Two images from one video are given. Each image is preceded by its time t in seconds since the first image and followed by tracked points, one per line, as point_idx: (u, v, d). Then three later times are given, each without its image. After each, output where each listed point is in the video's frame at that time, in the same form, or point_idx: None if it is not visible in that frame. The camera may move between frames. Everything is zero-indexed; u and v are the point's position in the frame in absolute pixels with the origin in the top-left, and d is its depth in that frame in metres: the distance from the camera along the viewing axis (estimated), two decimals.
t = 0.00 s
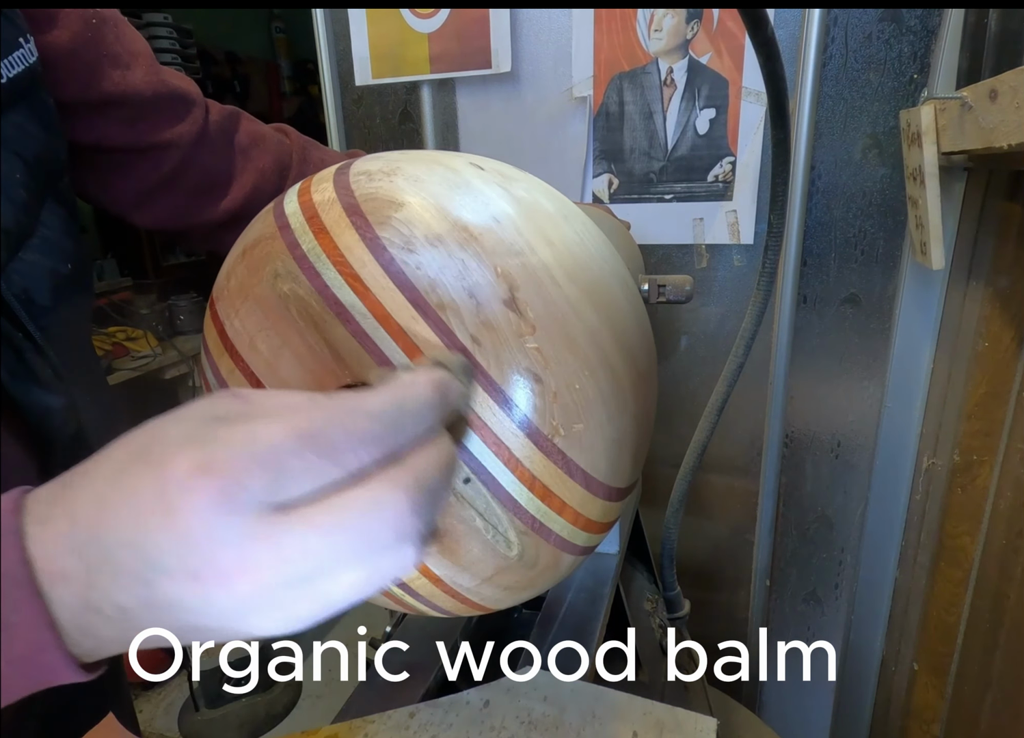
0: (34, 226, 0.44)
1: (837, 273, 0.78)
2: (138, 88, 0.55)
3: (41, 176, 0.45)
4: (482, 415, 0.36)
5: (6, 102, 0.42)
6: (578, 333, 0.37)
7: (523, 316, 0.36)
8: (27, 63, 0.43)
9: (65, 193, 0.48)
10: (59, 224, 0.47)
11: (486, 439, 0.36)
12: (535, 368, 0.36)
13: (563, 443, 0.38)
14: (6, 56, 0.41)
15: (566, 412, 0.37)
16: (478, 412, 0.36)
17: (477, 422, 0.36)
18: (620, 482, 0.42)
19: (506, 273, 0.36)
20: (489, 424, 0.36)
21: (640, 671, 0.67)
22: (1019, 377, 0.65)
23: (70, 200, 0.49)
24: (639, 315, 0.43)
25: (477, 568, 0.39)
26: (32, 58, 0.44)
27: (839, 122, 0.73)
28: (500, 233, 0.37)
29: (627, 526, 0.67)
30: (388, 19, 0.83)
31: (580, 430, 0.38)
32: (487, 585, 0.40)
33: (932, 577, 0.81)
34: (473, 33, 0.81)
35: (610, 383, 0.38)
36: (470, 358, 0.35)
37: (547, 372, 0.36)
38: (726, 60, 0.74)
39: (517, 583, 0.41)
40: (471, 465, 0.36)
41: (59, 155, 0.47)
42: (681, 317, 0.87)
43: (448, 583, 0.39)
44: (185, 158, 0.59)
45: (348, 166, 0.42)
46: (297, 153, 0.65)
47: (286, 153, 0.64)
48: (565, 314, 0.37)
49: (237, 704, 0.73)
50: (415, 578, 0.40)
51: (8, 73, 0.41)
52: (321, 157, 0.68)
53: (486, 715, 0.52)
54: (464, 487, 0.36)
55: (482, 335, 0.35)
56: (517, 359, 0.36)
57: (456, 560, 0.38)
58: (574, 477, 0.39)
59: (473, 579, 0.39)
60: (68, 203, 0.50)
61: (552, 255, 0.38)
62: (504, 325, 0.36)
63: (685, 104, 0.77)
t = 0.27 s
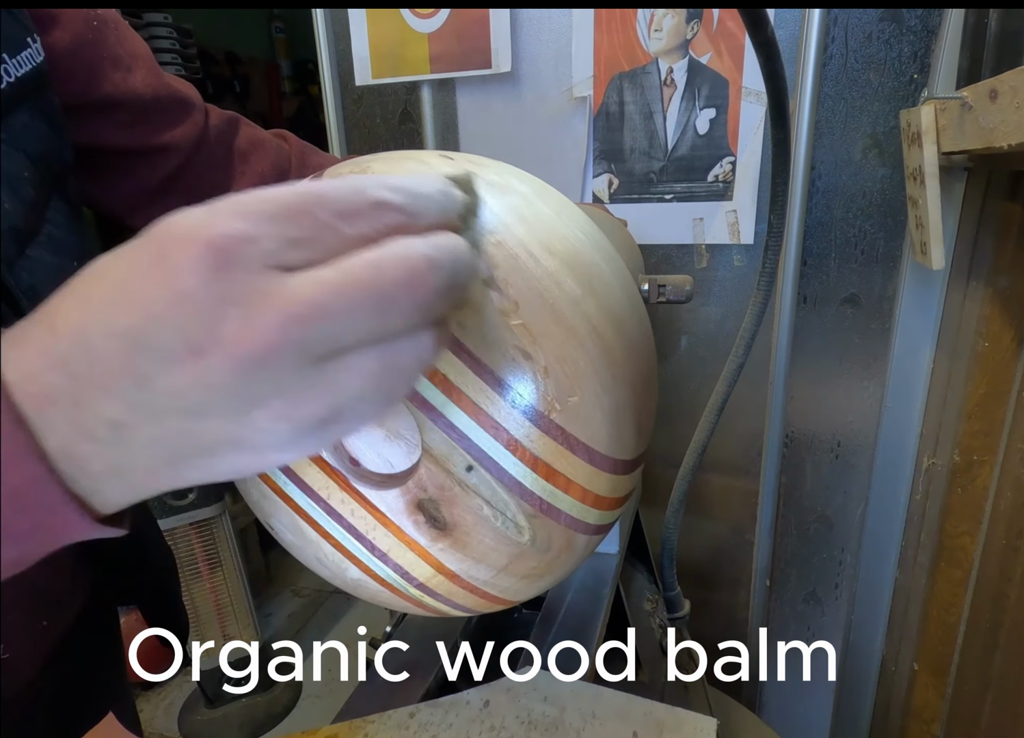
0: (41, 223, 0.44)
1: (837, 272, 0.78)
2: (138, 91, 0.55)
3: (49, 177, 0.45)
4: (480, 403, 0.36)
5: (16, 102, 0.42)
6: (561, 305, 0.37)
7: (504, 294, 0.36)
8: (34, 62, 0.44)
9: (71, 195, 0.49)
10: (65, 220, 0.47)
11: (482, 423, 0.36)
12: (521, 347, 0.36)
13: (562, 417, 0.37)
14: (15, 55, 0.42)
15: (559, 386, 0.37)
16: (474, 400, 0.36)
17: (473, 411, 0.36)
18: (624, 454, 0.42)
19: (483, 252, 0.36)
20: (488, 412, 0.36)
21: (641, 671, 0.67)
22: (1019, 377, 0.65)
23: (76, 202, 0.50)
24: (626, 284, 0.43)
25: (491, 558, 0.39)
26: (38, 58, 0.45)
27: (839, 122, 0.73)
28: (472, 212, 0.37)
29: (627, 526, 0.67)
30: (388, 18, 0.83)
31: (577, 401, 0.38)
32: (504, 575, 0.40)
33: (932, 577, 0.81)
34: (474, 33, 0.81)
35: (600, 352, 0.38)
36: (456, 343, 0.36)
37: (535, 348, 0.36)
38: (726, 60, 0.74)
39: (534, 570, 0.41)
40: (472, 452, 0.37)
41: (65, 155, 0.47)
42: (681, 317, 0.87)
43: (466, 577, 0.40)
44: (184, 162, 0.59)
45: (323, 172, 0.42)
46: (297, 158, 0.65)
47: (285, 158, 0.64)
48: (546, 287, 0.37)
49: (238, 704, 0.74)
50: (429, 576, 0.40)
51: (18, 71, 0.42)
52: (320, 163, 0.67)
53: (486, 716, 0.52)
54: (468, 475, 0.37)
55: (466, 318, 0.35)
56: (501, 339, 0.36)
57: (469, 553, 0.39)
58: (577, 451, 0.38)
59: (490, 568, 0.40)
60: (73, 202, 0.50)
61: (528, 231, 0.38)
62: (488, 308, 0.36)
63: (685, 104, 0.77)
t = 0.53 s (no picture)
0: (44, 220, 0.44)
1: (837, 272, 0.78)
2: (137, 88, 0.55)
3: (49, 174, 0.45)
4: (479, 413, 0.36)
5: (16, 98, 0.42)
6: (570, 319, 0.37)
7: (515, 306, 0.35)
8: (36, 60, 0.44)
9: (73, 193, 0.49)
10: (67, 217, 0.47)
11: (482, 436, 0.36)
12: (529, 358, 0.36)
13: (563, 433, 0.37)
14: (18, 52, 0.42)
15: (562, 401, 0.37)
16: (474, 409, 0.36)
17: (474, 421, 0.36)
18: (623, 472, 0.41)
19: (495, 262, 0.36)
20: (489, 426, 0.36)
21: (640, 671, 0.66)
22: (1019, 376, 0.65)
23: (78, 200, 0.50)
24: (634, 299, 0.43)
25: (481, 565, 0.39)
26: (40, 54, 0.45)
27: (840, 122, 0.73)
28: (485, 224, 0.37)
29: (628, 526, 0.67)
30: (388, 19, 0.83)
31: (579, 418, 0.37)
32: (493, 582, 0.41)
33: (932, 577, 0.81)
34: (474, 33, 0.81)
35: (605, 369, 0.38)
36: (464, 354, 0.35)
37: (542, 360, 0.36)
38: (726, 60, 0.74)
39: (521, 579, 0.41)
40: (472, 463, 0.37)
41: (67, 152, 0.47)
42: (681, 317, 0.87)
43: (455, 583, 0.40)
44: (183, 160, 0.59)
45: (336, 167, 0.42)
46: (296, 156, 0.65)
47: (284, 156, 0.64)
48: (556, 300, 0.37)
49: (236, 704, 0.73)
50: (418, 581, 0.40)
51: (21, 69, 0.42)
52: (321, 162, 0.67)
53: (486, 716, 0.52)
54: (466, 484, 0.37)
55: (474, 326, 0.35)
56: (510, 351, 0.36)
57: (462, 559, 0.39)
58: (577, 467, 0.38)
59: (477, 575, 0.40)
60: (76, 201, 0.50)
61: (541, 243, 0.38)
62: (495, 317, 0.35)
63: (685, 104, 0.77)
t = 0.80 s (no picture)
0: (49, 222, 0.44)
1: (837, 273, 0.78)
2: (146, 92, 0.55)
3: (53, 176, 0.45)
4: (481, 414, 0.36)
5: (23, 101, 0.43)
6: (576, 329, 0.37)
7: (520, 314, 0.36)
8: (42, 63, 0.44)
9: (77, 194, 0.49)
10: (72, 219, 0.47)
11: (485, 437, 0.36)
12: (534, 366, 0.36)
13: (562, 442, 0.38)
14: (24, 55, 0.41)
15: (565, 410, 0.37)
16: (477, 409, 0.36)
17: (477, 423, 0.36)
18: (620, 480, 0.42)
19: (503, 270, 0.36)
20: (494, 428, 0.36)
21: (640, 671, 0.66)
22: (1019, 377, 0.65)
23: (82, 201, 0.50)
24: (638, 309, 0.43)
25: (479, 567, 0.39)
26: (46, 57, 0.44)
27: (840, 122, 0.73)
28: (496, 232, 0.37)
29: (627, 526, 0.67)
30: (388, 18, 0.83)
31: (578, 428, 0.38)
32: (489, 585, 0.40)
33: (931, 577, 0.81)
34: (474, 32, 0.81)
35: (609, 380, 0.38)
36: (470, 358, 0.35)
37: (547, 369, 0.36)
38: (726, 60, 0.74)
39: (519, 583, 0.41)
40: (472, 464, 0.37)
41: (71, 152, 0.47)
42: (681, 317, 0.87)
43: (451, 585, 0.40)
44: (190, 162, 0.59)
45: (345, 166, 0.42)
46: (298, 156, 0.65)
47: (286, 156, 0.64)
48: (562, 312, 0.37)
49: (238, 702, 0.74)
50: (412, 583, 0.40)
51: (27, 72, 0.42)
52: (321, 161, 0.68)
53: (486, 716, 0.52)
54: (465, 486, 0.37)
55: (480, 333, 0.36)
56: (515, 357, 0.36)
57: (458, 560, 0.39)
58: (574, 477, 0.39)
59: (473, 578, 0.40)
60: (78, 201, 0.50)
61: (550, 252, 0.38)
62: (502, 324, 0.36)
63: (685, 104, 0.77)
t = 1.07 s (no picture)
0: (48, 227, 0.45)
1: (837, 273, 0.78)
2: (144, 96, 0.55)
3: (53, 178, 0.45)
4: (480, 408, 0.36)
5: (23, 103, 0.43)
6: (565, 309, 0.37)
7: (509, 299, 0.36)
8: (42, 68, 0.44)
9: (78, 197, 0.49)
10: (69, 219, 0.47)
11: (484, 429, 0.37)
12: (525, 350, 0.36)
13: (562, 425, 0.38)
14: (24, 60, 0.42)
15: (559, 393, 0.37)
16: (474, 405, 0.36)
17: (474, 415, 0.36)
18: (625, 459, 0.41)
19: (489, 257, 0.36)
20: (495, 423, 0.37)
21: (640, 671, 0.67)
22: (1019, 377, 0.65)
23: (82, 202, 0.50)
24: (629, 289, 0.43)
25: (487, 561, 0.40)
26: (46, 62, 0.45)
27: (839, 122, 0.73)
28: (479, 220, 0.37)
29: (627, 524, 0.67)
30: (388, 19, 0.83)
31: (577, 411, 0.38)
32: (500, 579, 0.41)
33: (932, 577, 0.81)
34: (474, 32, 0.81)
35: (602, 358, 0.38)
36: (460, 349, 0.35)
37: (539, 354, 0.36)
38: (726, 60, 0.74)
39: (529, 575, 0.41)
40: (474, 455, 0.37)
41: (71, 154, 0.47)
42: (681, 317, 0.87)
43: (460, 578, 0.40)
44: (188, 166, 0.59)
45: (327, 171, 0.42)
46: (297, 160, 0.64)
47: (285, 160, 0.63)
48: (550, 293, 0.37)
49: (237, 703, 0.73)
50: (425, 577, 0.40)
51: (27, 77, 0.42)
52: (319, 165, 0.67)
53: (485, 715, 0.52)
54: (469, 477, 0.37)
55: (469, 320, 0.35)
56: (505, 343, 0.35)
57: (467, 554, 0.39)
58: (578, 460, 0.39)
59: (486, 573, 0.40)
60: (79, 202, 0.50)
61: (535, 236, 0.38)
62: (491, 310, 0.35)
63: (685, 104, 0.77)
